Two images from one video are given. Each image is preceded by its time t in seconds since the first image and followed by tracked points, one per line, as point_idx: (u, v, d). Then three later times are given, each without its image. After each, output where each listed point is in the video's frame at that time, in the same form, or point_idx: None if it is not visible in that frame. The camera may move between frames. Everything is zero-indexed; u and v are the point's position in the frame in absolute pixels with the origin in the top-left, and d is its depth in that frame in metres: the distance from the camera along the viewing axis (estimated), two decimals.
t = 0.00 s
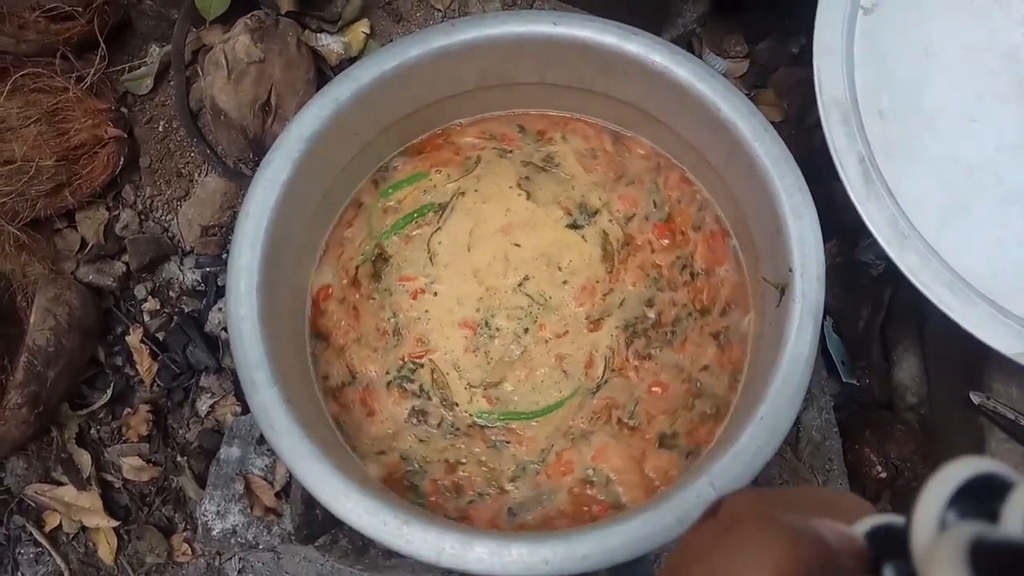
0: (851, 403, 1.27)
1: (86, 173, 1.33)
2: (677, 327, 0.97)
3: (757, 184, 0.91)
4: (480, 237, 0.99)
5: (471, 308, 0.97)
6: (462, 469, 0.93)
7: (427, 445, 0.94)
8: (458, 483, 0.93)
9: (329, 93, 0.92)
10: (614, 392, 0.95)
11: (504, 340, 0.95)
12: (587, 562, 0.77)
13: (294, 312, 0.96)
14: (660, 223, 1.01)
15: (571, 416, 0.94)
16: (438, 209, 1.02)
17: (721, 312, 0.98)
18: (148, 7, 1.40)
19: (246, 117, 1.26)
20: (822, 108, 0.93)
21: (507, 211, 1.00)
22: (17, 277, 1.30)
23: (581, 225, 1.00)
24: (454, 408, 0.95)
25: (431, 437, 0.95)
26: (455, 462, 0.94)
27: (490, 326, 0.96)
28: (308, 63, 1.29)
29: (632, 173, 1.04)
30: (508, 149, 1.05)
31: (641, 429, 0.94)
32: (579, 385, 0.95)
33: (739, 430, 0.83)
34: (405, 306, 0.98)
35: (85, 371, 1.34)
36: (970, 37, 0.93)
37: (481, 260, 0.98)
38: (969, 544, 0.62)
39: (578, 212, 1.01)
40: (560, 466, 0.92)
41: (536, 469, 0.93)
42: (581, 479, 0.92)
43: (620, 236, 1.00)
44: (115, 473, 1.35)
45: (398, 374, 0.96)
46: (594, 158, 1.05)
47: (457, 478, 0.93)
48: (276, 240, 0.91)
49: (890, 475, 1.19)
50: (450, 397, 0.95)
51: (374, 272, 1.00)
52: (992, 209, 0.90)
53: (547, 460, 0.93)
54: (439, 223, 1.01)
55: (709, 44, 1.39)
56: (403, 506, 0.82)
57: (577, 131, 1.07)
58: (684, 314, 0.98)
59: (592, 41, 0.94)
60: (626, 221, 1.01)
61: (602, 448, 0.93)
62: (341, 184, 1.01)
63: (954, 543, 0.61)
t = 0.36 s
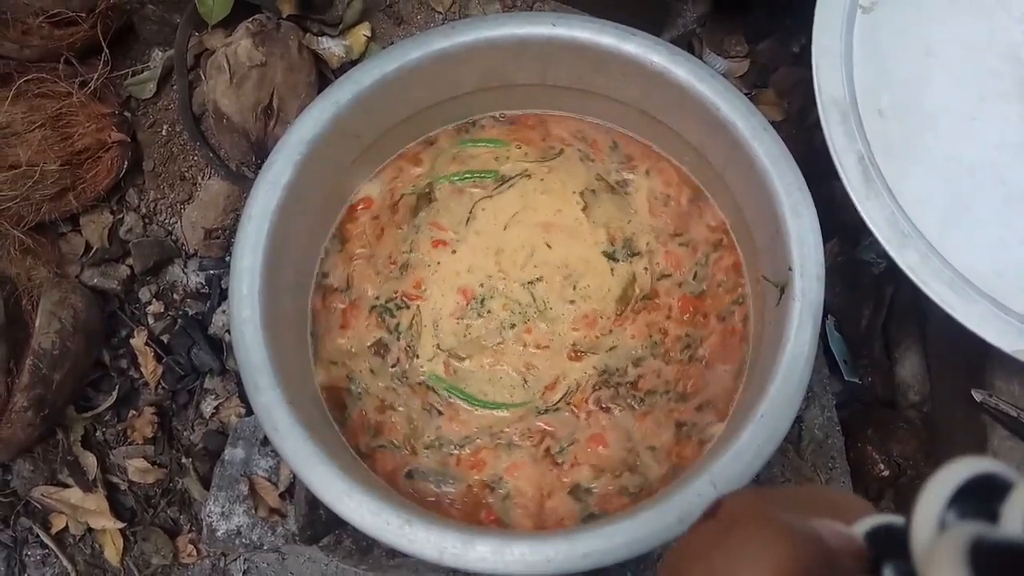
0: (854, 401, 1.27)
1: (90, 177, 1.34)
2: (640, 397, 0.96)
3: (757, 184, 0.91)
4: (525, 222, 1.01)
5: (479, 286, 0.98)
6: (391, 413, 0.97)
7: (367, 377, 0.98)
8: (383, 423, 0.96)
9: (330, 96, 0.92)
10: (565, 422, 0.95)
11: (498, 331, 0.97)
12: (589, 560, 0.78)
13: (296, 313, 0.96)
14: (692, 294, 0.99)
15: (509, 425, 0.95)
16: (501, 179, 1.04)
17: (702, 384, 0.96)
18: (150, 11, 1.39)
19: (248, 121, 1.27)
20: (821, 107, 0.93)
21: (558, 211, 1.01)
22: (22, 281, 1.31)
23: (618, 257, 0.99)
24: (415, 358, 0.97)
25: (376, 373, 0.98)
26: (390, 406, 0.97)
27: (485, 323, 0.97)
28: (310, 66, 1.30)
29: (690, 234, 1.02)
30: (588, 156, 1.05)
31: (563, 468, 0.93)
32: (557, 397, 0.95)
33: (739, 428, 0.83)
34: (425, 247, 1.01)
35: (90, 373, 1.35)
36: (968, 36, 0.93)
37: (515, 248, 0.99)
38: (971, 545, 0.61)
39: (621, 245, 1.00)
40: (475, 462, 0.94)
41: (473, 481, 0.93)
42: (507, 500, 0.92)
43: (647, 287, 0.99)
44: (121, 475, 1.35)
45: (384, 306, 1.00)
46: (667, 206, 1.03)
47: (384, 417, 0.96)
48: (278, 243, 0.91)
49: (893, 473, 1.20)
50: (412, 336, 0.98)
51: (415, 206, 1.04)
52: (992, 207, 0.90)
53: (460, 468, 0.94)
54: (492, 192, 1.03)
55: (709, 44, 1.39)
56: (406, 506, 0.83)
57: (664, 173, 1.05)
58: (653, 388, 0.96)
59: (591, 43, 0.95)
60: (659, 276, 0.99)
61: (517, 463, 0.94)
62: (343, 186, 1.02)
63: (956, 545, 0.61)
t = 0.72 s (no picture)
0: (850, 405, 1.28)
1: (87, 186, 1.34)
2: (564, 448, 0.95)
3: (749, 190, 0.92)
4: (569, 241, 0.99)
5: (490, 275, 0.99)
6: (355, 337, 1.00)
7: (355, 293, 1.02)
8: (340, 347, 1.00)
9: (325, 105, 0.93)
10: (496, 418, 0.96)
11: (486, 321, 0.98)
12: (584, 565, 0.78)
13: (293, 322, 0.97)
14: (676, 394, 0.96)
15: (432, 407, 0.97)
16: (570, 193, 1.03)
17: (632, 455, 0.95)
18: (148, 21, 1.40)
19: (244, 130, 1.28)
20: (813, 113, 0.93)
21: (602, 246, 0.99)
22: (20, 290, 1.31)
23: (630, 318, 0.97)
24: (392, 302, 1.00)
25: (360, 294, 1.02)
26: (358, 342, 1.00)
27: (480, 319, 0.98)
28: (306, 75, 1.30)
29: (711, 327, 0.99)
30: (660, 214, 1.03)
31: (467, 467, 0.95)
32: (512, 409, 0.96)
33: (733, 434, 0.84)
34: (473, 211, 1.02)
35: (88, 382, 1.35)
36: (960, 41, 0.93)
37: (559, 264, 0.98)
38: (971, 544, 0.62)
39: (638, 308, 0.98)
40: (394, 420, 0.97)
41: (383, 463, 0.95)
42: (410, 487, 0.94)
43: (637, 357, 0.97)
44: (119, 483, 1.36)
45: (402, 245, 1.03)
46: (705, 297, 0.99)
47: (347, 338, 1.00)
48: (274, 251, 0.92)
49: (889, 476, 1.20)
50: (413, 275, 1.01)
51: (482, 174, 1.06)
52: (984, 211, 0.90)
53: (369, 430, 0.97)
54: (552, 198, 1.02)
55: (704, 49, 1.40)
56: (402, 513, 0.83)
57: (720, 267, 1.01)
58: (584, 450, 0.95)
59: (584, 50, 0.95)
60: (657, 352, 0.97)
61: (426, 442, 0.96)
62: (339, 194, 1.02)
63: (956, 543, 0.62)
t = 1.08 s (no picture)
0: (849, 408, 1.28)
1: (83, 185, 1.34)
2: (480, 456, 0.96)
3: (749, 191, 0.91)
4: (605, 280, 0.98)
5: (512, 266, 1.00)
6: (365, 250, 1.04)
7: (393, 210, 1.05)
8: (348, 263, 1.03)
9: (321, 105, 0.92)
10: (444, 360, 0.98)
11: (482, 302, 0.99)
12: (581, 570, 0.77)
13: (288, 322, 0.96)
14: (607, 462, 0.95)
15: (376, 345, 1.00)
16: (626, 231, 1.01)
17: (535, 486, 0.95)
18: (145, 21, 1.38)
19: (241, 129, 1.27)
20: (813, 114, 0.93)
21: (625, 295, 0.98)
22: (14, 290, 1.32)
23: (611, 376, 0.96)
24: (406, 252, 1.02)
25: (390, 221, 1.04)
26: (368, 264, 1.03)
27: (484, 303, 0.99)
28: (303, 74, 1.30)
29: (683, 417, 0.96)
30: (698, 292, 0.99)
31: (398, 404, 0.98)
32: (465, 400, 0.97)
33: (732, 437, 0.83)
34: (532, 195, 1.03)
35: (83, 382, 1.34)
36: (960, 42, 0.93)
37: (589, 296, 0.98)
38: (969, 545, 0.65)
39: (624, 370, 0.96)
40: (358, 341, 1.00)
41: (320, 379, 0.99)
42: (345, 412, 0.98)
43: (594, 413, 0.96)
44: (113, 484, 1.35)
45: (452, 201, 1.04)
46: (696, 394, 0.96)
47: (359, 252, 1.03)
48: (270, 251, 0.91)
49: (888, 479, 1.19)
50: (445, 231, 1.02)
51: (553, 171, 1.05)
52: (985, 213, 0.90)
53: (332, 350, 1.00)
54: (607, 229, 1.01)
55: (703, 51, 1.40)
56: (398, 516, 0.82)
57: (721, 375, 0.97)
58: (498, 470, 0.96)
59: (583, 51, 0.95)
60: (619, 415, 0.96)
61: (371, 373, 0.99)
62: (335, 194, 1.02)
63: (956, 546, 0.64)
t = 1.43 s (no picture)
0: (847, 404, 1.28)
1: (82, 186, 1.34)
2: (415, 418, 0.97)
3: (745, 189, 0.91)
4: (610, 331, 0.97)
5: (530, 266, 1.00)
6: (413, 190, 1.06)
7: (461, 165, 1.07)
8: (395, 197, 1.06)
9: (318, 105, 0.92)
10: (433, 297, 1.01)
11: (488, 287, 1.00)
12: (579, 568, 0.77)
13: (286, 322, 0.96)
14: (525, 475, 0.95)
15: (385, 272, 1.03)
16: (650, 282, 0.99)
17: (450, 468, 0.96)
18: (143, 22, 1.38)
19: (239, 130, 1.27)
20: (810, 113, 0.93)
21: (621, 343, 0.97)
22: (14, 290, 1.32)
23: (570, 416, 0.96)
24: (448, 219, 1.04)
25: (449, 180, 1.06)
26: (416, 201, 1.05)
27: (489, 290, 1.00)
28: (300, 75, 1.30)
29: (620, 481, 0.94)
30: (689, 371, 0.97)
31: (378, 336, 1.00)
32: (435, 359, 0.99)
33: (729, 436, 0.83)
34: (585, 207, 1.03)
35: (83, 383, 1.35)
36: (956, 40, 0.93)
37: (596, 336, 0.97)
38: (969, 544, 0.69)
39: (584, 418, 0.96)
40: (364, 268, 1.03)
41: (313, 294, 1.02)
42: (327, 331, 1.01)
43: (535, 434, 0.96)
44: (114, 484, 1.35)
45: (514, 184, 1.05)
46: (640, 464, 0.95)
47: (409, 189, 1.06)
48: (268, 251, 0.91)
49: (887, 476, 1.20)
50: (493, 208, 1.04)
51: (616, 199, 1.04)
52: (982, 210, 0.90)
53: (334, 266, 1.03)
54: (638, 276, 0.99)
55: (701, 49, 1.40)
56: (396, 515, 0.82)
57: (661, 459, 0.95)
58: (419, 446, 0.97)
59: (580, 50, 0.95)
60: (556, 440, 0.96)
61: (362, 303, 1.02)
62: (333, 194, 1.02)
63: (956, 547, 0.68)
